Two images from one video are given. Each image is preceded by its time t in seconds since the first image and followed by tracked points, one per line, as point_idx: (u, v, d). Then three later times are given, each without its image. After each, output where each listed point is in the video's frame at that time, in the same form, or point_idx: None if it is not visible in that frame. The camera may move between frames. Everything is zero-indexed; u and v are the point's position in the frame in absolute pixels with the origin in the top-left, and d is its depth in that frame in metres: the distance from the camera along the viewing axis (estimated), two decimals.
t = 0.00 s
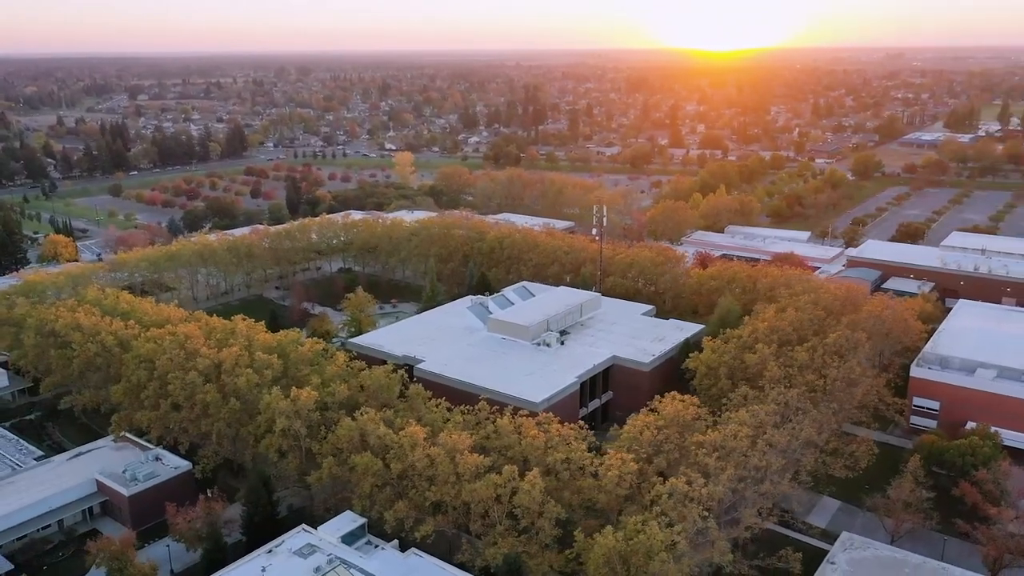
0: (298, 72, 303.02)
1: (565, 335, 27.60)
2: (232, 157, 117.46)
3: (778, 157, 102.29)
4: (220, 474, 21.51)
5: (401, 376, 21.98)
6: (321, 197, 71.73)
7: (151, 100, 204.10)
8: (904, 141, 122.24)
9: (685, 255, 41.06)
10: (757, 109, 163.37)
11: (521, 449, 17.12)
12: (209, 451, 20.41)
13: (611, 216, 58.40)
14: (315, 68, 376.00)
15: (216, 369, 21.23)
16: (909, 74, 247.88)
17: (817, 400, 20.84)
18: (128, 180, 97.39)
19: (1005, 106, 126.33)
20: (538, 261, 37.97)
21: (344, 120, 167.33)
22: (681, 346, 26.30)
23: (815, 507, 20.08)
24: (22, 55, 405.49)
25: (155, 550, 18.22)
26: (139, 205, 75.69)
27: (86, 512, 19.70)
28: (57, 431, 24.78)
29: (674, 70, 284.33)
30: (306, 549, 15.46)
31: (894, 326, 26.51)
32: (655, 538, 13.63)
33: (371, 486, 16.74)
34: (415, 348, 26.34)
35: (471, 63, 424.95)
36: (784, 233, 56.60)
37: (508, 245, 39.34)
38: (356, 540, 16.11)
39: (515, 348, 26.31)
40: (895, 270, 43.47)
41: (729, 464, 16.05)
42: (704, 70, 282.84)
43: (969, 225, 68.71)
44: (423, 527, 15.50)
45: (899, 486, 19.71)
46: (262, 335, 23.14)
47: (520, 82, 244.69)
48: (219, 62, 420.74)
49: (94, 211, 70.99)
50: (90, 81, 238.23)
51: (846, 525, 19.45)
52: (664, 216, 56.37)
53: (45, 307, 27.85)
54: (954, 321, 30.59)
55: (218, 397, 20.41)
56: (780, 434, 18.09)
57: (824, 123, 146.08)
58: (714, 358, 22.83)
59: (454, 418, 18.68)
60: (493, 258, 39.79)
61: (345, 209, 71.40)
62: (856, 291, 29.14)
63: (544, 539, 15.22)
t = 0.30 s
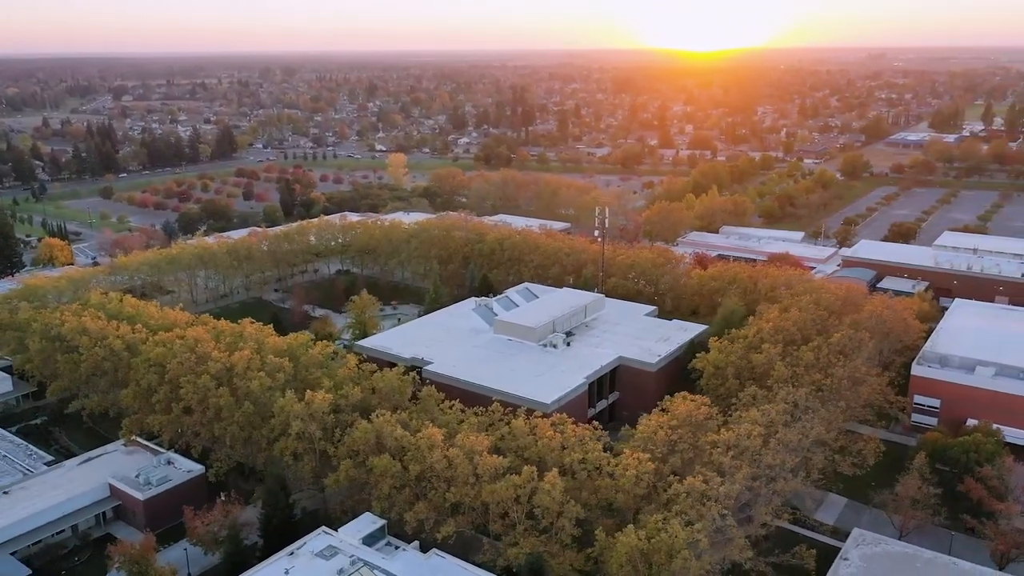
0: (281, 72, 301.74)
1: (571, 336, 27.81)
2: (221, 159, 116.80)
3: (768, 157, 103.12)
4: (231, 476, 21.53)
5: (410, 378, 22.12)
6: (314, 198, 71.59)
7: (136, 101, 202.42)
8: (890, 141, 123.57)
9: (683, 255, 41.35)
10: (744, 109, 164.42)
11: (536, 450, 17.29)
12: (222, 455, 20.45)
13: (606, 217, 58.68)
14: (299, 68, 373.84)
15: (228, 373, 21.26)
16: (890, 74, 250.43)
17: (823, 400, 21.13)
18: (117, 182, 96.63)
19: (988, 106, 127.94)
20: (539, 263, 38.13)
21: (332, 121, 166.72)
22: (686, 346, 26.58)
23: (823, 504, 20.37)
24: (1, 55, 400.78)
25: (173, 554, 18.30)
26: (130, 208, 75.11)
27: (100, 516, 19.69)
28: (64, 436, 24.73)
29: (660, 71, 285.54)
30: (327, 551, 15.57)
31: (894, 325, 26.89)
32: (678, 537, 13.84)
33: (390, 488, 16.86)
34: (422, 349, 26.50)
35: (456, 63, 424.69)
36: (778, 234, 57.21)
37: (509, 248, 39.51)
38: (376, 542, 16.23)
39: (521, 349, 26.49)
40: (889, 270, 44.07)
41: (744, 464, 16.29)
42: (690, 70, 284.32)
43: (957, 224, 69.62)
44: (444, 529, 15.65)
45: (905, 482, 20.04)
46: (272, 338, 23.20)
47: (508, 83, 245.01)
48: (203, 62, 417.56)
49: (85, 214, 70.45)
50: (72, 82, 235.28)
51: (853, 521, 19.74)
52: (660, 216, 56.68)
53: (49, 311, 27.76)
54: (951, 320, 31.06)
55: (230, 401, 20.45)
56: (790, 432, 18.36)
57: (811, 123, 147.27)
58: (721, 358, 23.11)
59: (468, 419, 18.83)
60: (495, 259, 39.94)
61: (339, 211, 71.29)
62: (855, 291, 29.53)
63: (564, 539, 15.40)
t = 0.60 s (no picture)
0: (266, 72, 300.00)
1: (576, 337, 28.04)
2: (211, 161, 116.08)
3: (758, 158, 103.84)
4: (243, 479, 21.60)
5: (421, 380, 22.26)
6: (308, 200, 71.37)
7: (121, 102, 200.74)
8: (877, 141, 124.69)
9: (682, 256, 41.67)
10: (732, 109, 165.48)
11: (552, 451, 17.47)
12: (235, 458, 20.51)
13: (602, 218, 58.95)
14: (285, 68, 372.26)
15: (240, 377, 21.30)
16: (873, 74, 253.48)
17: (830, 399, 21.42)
18: (107, 185, 95.79)
19: (973, 106, 129.35)
20: (540, 265, 38.31)
21: (321, 122, 166.01)
22: (690, 347, 26.90)
23: (831, 501, 20.69)
24: None
25: (190, 557, 18.37)
26: (122, 210, 74.55)
27: (113, 520, 19.67)
28: (71, 440, 24.66)
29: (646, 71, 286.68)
30: (349, 552, 15.70)
31: (895, 324, 27.29)
32: (698, 534, 14.06)
33: (409, 490, 17.01)
34: (429, 351, 26.67)
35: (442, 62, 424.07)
36: (772, 234, 57.77)
37: (510, 250, 39.66)
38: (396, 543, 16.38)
39: (528, 350, 26.68)
40: (883, 270, 44.66)
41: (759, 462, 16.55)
42: (676, 70, 285.63)
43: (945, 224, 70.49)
44: (464, 529, 15.83)
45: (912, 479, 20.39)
46: (281, 341, 23.25)
47: (495, 83, 245.09)
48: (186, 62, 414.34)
49: (77, 217, 69.88)
50: (55, 83, 232.39)
51: (860, 517, 20.08)
52: (656, 217, 57.07)
53: (53, 315, 27.63)
54: (948, 320, 31.54)
55: (243, 404, 20.50)
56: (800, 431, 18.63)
57: (798, 124, 148.31)
58: (728, 358, 23.41)
59: (483, 421, 18.99)
60: (496, 261, 40.08)
61: (333, 212, 71.13)
62: (854, 291, 29.96)
63: (584, 538, 15.61)
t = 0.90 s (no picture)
0: (251, 72, 298.47)
1: (581, 338, 28.29)
2: (201, 163, 115.42)
3: (748, 158, 104.59)
4: (255, 482, 21.70)
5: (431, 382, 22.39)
6: (302, 202, 71.25)
7: (105, 103, 198.96)
8: (864, 141, 125.90)
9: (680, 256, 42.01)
10: (720, 110, 166.54)
11: (568, 452, 17.69)
12: (248, 461, 20.57)
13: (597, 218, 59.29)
14: (271, 67, 371.01)
15: (252, 380, 21.36)
16: (856, 74, 255.95)
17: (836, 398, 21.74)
18: (98, 187, 95.16)
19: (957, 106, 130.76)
20: (542, 266, 38.49)
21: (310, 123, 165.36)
22: (695, 347, 27.21)
23: (837, 499, 21.00)
24: None
25: (208, 559, 18.48)
26: (114, 213, 74.11)
27: (127, 524, 19.69)
28: (78, 444, 24.62)
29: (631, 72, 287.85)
30: (370, 554, 15.83)
31: (894, 324, 27.73)
32: (719, 533, 14.31)
33: (426, 491, 17.20)
34: (436, 352, 26.87)
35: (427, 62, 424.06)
36: (766, 234, 58.29)
37: (511, 251, 39.81)
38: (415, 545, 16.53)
39: (534, 352, 26.89)
40: (877, 269, 45.24)
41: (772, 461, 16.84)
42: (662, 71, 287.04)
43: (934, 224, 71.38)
44: (483, 531, 15.99)
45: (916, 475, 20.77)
46: (291, 344, 23.32)
47: (483, 83, 245.25)
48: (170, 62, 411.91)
49: (69, 220, 69.38)
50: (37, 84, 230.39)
51: (866, 514, 20.42)
52: (652, 218, 57.45)
53: (57, 320, 27.51)
54: (945, 319, 31.99)
55: (256, 407, 20.55)
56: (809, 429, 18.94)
57: (785, 124, 149.32)
58: (734, 357, 23.71)
59: (496, 423, 19.12)
60: (497, 263, 40.21)
61: (328, 214, 71.02)
62: (854, 290, 30.35)
63: (603, 537, 15.85)
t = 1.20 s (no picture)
0: (236, 73, 296.59)
1: (587, 339, 28.51)
2: (190, 164, 114.63)
3: (738, 158, 105.29)
4: (267, 485, 21.76)
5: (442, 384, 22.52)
6: (296, 204, 71.04)
7: (90, 104, 197.10)
8: (852, 142, 127.05)
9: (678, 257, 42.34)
10: (709, 110, 167.43)
11: (582, 452, 17.90)
12: (261, 464, 20.62)
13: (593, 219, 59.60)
14: (257, 68, 369.37)
15: (264, 383, 21.42)
16: (840, 75, 257.48)
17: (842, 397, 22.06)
18: (88, 189, 94.45)
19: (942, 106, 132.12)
20: (544, 267, 38.68)
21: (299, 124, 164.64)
22: (699, 347, 27.51)
23: (844, 496, 21.32)
24: None
25: (225, 563, 18.57)
26: (106, 216, 73.62)
27: (141, 528, 19.66)
28: (86, 449, 24.58)
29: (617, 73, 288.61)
30: (390, 555, 15.95)
31: (894, 323, 28.12)
32: (737, 530, 14.56)
33: (444, 493, 17.36)
34: (443, 354, 27.01)
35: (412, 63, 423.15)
36: (760, 235, 58.78)
37: (511, 253, 39.98)
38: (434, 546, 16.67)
39: (540, 353, 27.08)
40: (872, 269, 45.78)
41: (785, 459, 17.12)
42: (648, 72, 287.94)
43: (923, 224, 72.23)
44: (503, 531, 16.17)
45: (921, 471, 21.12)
46: (301, 348, 23.39)
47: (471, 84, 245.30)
48: (153, 61, 408.53)
49: (60, 223, 68.80)
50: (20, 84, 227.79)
51: (872, 511, 20.76)
52: (648, 219, 57.79)
53: (63, 324, 27.42)
54: (941, 318, 32.47)
55: (270, 410, 20.63)
56: (817, 428, 19.25)
57: (772, 125, 150.34)
58: (740, 357, 24.03)
59: (509, 425, 19.27)
60: (498, 264, 40.38)
61: (322, 216, 70.92)
62: (854, 291, 30.71)
63: (622, 536, 16.07)
